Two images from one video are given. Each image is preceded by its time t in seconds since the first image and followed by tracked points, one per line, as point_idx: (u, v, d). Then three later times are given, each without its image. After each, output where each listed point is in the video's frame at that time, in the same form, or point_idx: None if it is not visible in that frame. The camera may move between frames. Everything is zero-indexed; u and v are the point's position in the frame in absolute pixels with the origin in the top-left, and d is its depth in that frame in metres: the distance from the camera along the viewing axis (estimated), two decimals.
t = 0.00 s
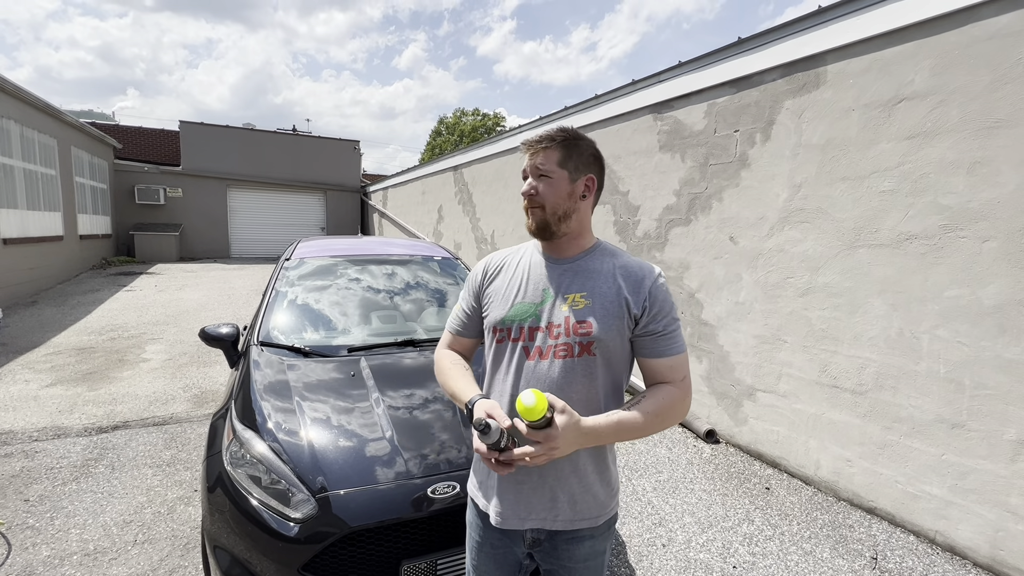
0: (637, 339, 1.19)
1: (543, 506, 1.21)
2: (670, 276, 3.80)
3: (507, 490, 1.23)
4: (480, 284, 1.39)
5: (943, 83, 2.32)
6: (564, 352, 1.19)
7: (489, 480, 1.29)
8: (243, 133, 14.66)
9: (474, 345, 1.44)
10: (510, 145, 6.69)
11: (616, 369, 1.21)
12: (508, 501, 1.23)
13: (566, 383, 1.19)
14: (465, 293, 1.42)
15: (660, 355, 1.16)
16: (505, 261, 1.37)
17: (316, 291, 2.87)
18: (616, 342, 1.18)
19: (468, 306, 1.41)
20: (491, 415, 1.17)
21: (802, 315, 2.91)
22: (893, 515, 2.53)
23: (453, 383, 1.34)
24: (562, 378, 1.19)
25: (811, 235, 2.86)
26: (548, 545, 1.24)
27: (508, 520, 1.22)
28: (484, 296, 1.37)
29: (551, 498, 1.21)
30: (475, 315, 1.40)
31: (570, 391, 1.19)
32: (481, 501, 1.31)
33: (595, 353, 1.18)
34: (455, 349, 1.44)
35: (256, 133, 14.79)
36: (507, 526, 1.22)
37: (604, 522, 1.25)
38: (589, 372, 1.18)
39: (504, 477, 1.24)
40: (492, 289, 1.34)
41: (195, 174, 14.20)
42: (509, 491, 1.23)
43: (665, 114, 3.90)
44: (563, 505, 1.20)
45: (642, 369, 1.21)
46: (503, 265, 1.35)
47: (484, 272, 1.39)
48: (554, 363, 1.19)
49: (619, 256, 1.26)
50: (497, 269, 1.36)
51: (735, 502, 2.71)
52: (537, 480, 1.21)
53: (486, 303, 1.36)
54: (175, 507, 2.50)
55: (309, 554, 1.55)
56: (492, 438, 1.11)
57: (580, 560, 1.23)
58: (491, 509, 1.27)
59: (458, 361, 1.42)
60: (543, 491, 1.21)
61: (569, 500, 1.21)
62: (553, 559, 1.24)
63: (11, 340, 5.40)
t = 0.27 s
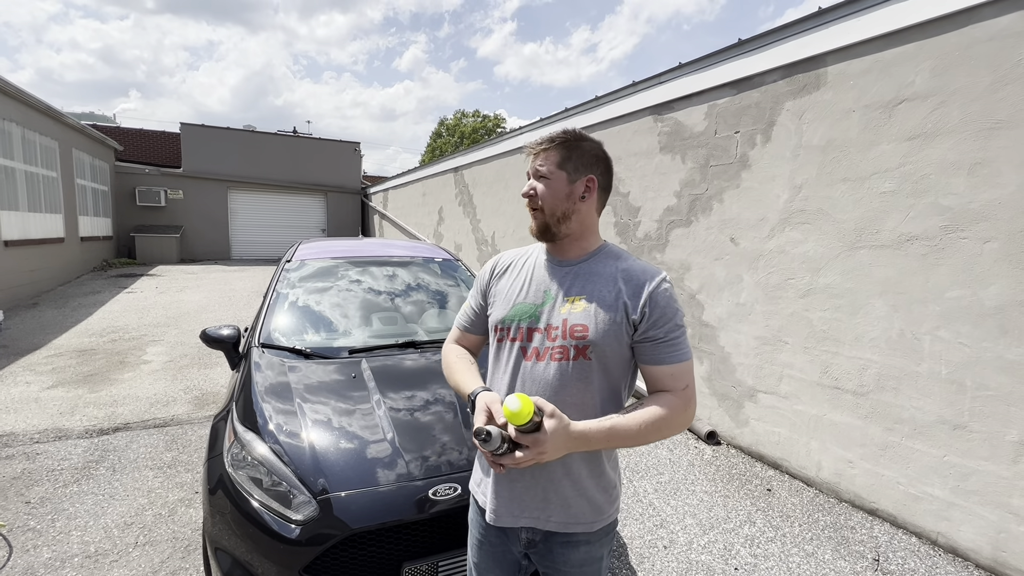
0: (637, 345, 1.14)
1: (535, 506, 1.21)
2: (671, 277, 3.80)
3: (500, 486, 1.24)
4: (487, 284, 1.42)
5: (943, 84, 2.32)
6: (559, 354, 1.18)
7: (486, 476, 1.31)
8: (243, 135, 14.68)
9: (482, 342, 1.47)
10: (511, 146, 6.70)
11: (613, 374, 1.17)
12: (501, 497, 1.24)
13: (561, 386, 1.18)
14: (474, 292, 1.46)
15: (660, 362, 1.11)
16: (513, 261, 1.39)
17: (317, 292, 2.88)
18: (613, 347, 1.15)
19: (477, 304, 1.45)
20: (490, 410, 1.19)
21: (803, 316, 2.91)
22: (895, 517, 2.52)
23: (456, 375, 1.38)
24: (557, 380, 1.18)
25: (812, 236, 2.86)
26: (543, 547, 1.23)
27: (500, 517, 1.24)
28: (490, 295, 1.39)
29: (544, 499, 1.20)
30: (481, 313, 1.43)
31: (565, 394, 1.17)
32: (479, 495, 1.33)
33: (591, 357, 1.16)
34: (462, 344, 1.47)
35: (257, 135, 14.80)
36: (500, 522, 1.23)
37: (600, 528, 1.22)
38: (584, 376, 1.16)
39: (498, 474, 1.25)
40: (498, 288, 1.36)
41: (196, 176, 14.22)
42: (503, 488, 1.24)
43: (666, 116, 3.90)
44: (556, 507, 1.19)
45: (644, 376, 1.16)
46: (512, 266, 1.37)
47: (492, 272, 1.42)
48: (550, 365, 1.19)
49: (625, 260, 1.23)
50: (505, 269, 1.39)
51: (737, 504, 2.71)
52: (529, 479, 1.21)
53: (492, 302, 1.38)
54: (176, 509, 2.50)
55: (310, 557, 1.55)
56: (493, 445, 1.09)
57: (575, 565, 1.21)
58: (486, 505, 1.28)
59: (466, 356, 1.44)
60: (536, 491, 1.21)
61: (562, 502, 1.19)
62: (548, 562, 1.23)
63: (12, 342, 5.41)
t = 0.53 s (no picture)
0: (634, 351, 1.11)
1: (528, 505, 1.20)
2: (672, 278, 3.80)
3: (495, 483, 1.26)
4: (496, 284, 1.44)
5: (945, 85, 2.32)
6: (554, 356, 1.17)
7: (484, 474, 1.32)
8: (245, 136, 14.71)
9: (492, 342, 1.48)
10: (512, 148, 6.70)
11: (610, 379, 1.14)
12: (496, 494, 1.25)
13: (554, 388, 1.17)
14: (485, 291, 1.49)
15: (657, 370, 1.07)
16: (521, 263, 1.40)
17: (318, 293, 2.88)
18: (609, 351, 1.12)
19: (487, 303, 1.47)
20: (484, 409, 1.21)
21: (805, 317, 2.90)
22: (898, 518, 2.51)
23: (461, 370, 1.41)
24: (551, 382, 1.17)
25: (814, 237, 2.85)
26: (537, 547, 1.22)
27: (494, 513, 1.25)
28: (497, 296, 1.42)
29: (537, 499, 1.20)
30: (489, 313, 1.46)
31: (559, 396, 1.16)
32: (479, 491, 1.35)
33: (585, 361, 1.14)
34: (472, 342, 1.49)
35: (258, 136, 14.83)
36: (494, 518, 1.25)
37: (595, 534, 1.20)
38: (578, 379, 1.15)
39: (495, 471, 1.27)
40: (504, 288, 1.38)
41: (197, 177, 14.25)
42: (498, 485, 1.25)
43: (667, 117, 3.90)
44: (548, 509, 1.18)
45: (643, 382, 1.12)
46: (519, 267, 1.39)
47: (501, 273, 1.45)
48: (545, 366, 1.19)
49: (627, 264, 1.20)
50: (512, 271, 1.41)
51: (739, 505, 2.70)
52: (524, 478, 1.22)
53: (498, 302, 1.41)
54: (178, 511, 2.50)
55: (312, 558, 1.55)
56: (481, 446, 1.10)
57: (569, 568, 1.20)
58: (482, 502, 1.30)
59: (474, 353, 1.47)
60: (530, 491, 1.21)
61: (555, 505, 1.18)
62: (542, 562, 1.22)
63: (14, 343, 5.42)
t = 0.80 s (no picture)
0: (629, 352, 1.09)
1: (524, 504, 1.21)
2: (674, 279, 3.79)
3: (494, 481, 1.27)
4: (502, 285, 1.46)
5: (946, 86, 2.32)
6: (548, 356, 1.18)
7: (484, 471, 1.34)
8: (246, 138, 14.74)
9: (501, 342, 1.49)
10: (513, 148, 6.71)
11: (604, 381, 1.13)
12: (494, 491, 1.27)
13: (548, 387, 1.17)
14: (496, 292, 1.52)
15: (650, 371, 1.05)
16: (528, 263, 1.42)
17: (320, 294, 2.89)
18: (601, 352, 1.12)
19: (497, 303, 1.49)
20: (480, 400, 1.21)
21: (807, 318, 2.90)
22: (900, 520, 2.51)
23: (468, 367, 1.43)
24: (544, 381, 1.18)
25: (815, 238, 2.85)
26: (533, 547, 1.22)
27: (490, 509, 1.27)
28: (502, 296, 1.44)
29: (533, 499, 1.20)
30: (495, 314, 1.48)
31: (553, 396, 1.16)
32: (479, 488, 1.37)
33: (578, 361, 1.14)
34: (483, 341, 1.50)
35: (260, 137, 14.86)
36: (491, 515, 1.26)
37: (591, 537, 1.18)
38: (572, 379, 1.15)
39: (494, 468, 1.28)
40: (509, 288, 1.40)
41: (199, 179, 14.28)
42: (496, 482, 1.27)
43: (668, 118, 3.90)
44: (544, 509, 1.18)
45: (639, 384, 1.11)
46: (525, 268, 1.40)
47: (507, 274, 1.47)
48: (539, 365, 1.19)
49: (625, 265, 1.19)
50: (516, 272, 1.43)
51: (740, 506, 2.70)
52: (521, 477, 1.22)
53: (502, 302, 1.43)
54: (180, 512, 2.50)
55: (313, 559, 1.55)
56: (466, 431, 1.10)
57: (564, 570, 1.19)
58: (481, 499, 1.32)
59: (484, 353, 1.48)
60: (526, 490, 1.21)
61: (550, 505, 1.18)
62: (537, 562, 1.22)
63: (17, 344, 5.43)
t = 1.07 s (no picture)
0: (623, 350, 1.08)
1: (521, 504, 1.21)
2: (675, 279, 3.79)
3: (494, 480, 1.29)
4: (504, 286, 1.47)
5: (948, 86, 2.31)
6: (544, 354, 1.18)
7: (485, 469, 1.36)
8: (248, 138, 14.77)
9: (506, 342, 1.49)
10: (514, 149, 6.71)
11: (599, 379, 1.12)
12: (494, 490, 1.28)
13: (544, 386, 1.17)
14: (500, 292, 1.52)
15: (643, 369, 1.04)
16: (531, 263, 1.42)
17: (321, 295, 2.89)
18: (595, 351, 1.11)
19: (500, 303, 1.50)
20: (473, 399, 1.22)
21: (809, 319, 2.89)
22: (902, 521, 2.50)
23: (471, 367, 1.44)
24: (540, 380, 1.18)
25: (817, 238, 2.84)
26: (531, 546, 1.22)
27: (490, 506, 1.29)
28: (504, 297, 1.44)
29: (531, 499, 1.20)
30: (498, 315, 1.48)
31: (549, 395, 1.16)
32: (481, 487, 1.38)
33: (572, 359, 1.13)
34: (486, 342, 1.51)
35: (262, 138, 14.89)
36: (490, 513, 1.28)
37: (588, 538, 1.18)
38: (566, 378, 1.14)
39: (494, 468, 1.29)
40: (511, 288, 1.41)
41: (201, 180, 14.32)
42: (495, 480, 1.28)
43: (669, 118, 3.90)
44: (540, 509, 1.18)
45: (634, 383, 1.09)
46: (528, 267, 1.40)
47: (510, 275, 1.48)
48: (536, 364, 1.19)
49: (620, 263, 1.18)
50: (518, 273, 1.43)
51: (742, 508, 2.69)
52: (519, 477, 1.23)
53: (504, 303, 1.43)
54: (181, 512, 2.50)
55: (314, 559, 1.55)
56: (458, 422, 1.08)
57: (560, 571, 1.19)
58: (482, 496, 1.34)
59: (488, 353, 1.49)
60: (523, 490, 1.21)
61: (547, 505, 1.18)
62: (535, 561, 1.22)
63: (20, 345, 5.45)
